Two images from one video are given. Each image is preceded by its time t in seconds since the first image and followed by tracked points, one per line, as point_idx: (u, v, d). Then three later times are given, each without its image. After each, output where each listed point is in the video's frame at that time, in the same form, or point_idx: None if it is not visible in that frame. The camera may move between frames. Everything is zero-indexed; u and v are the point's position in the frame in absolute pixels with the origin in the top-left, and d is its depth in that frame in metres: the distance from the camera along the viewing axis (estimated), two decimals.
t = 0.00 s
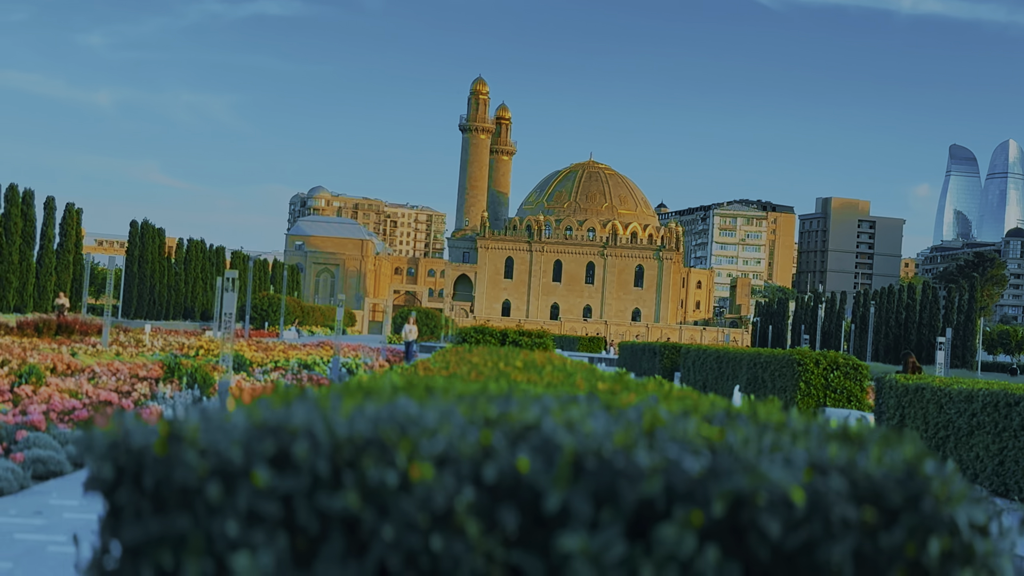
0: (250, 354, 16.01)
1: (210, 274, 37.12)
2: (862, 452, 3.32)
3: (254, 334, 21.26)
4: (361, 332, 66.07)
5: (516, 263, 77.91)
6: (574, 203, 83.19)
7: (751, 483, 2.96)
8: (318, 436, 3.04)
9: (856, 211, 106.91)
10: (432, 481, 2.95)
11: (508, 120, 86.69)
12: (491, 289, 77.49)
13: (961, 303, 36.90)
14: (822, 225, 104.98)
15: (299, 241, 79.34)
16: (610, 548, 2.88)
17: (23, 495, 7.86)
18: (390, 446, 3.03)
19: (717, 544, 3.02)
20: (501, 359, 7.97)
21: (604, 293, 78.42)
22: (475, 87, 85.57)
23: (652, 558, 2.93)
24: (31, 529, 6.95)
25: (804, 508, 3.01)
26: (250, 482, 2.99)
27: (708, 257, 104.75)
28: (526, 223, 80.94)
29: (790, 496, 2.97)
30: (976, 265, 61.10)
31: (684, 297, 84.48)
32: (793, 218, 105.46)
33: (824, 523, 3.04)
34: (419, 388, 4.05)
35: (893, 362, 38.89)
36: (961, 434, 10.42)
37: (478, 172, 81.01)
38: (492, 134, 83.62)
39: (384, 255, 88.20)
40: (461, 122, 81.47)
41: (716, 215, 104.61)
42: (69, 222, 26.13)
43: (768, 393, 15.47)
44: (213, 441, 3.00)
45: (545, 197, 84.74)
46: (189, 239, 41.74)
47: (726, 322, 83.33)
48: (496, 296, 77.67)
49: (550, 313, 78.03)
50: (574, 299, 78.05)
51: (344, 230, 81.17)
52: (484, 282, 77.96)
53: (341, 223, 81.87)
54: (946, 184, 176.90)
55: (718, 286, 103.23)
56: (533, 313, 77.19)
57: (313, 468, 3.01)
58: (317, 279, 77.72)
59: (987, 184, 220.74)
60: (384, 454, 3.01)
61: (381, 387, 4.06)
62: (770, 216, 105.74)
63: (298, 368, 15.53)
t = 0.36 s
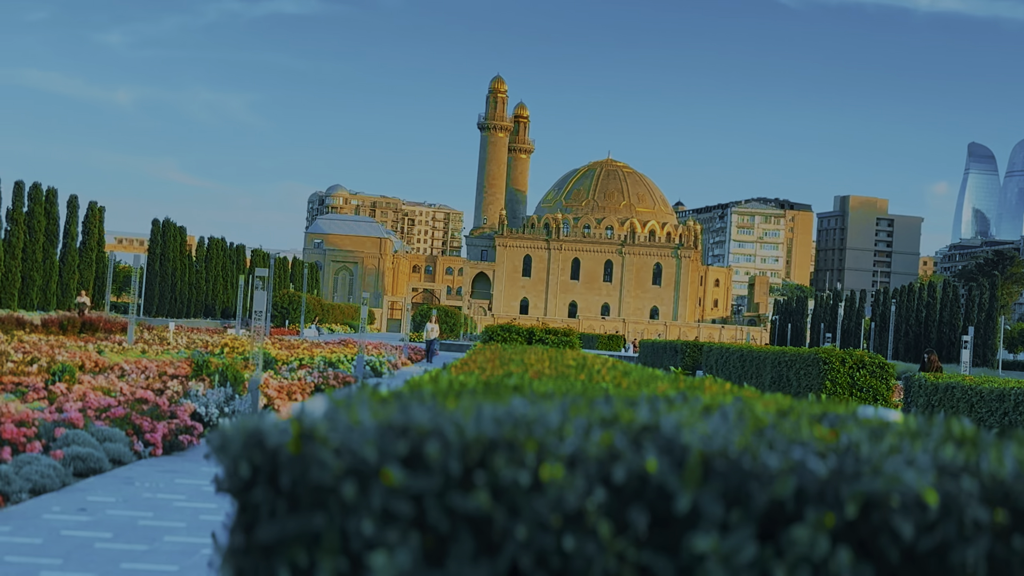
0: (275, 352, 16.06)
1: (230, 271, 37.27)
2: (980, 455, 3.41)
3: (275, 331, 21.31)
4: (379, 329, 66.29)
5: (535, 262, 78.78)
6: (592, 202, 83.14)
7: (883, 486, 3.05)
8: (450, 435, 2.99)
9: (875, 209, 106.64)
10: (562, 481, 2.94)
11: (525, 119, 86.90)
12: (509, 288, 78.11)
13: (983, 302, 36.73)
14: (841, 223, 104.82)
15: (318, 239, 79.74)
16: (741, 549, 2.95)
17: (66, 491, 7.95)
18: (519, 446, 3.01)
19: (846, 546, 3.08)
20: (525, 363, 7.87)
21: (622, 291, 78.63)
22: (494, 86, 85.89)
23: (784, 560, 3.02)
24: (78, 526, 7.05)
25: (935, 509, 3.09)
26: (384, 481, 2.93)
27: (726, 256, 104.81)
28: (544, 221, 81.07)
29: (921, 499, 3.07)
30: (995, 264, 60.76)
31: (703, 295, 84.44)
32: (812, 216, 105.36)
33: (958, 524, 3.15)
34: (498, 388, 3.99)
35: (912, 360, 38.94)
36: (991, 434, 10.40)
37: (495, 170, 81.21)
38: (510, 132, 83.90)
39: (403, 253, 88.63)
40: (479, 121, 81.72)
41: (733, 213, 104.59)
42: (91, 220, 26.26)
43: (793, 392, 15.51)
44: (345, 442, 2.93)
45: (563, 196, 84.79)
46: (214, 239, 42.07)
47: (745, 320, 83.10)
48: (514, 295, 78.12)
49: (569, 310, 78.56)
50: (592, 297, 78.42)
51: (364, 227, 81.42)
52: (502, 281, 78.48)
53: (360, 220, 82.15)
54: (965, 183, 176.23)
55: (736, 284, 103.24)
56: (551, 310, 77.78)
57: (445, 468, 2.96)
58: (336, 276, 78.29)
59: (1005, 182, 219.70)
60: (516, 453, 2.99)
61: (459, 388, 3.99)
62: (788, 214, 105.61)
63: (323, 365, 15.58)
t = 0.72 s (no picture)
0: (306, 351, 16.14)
1: (258, 269, 37.61)
2: None
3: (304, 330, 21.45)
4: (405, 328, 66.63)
5: (558, 260, 78.86)
6: (615, 201, 83.41)
7: None
8: (596, 446, 2.92)
9: (898, 207, 106.48)
10: (712, 492, 2.86)
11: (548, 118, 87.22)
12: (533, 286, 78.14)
13: (1010, 301, 36.72)
14: (864, 221, 104.79)
15: (343, 237, 80.27)
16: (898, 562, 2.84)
17: (119, 489, 8.06)
18: (665, 456, 2.94)
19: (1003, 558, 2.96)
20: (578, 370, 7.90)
21: (646, 289, 78.78)
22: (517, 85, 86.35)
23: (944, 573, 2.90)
24: (134, 524, 7.15)
25: None
26: (535, 491, 2.85)
27: (749, 254, 104.87)
28: (568, 220, 81.26)
29: None
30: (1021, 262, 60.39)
31: (726, 293, 84.31)
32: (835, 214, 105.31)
33: None
34: (599, 393, 3.92)
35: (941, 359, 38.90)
36: None
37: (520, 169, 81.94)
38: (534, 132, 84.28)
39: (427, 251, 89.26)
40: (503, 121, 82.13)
41: (756, 211, 104.60)
42: (122, 220, 26.52)
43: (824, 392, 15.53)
44: (495, 453, 2.85)
45: (586, 195, 85.13)
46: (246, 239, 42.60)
47: (769, 317, 82.85)
48: (538, 294, 78.21)
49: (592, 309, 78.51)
50: (615, 296, 78.54)
51: (389, 227, 81.96)
52: (526, 279, 78.76)
53: (385, 220, 82.69)
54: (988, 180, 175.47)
55: (759, 283, 103.26)
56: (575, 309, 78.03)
57: (594, 479, 2.89)
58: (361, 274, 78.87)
59: None
60: (663, 464, 2.92)
61: (559, 391, 3.92)
62: (811, 212, 105.55)
63: (355, 364, 15.68)
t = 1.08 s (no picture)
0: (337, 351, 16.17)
1: (285, 269, 37.85)
2: None
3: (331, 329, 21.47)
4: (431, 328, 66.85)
5: (583, 260, 79.20)
6: (640, 200, 83.82)
7: None
8: (736, 450, 2.91)
9: (924, 206, 105.89)
10: (857, 497, 2.91)
11: (573, 117, 87.46)
12: (558, 286, 78.39)
13: None
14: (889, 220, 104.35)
15: (367, 237, 80.77)
16: None
17: (166, 489, 8.09)
18: (803, 460, 2.94)
19: None
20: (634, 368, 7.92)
21: (670, 289, 78.87)
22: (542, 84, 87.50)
23: None
24: (186, 524, 7.18)
25: None
26: (676, 494, 2.85)
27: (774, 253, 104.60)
28: (593, 220, 81.61)
29: None
30: None
31: (751, 292, 84.04)
32: (860, 213, 104.89)
33: None
34: (688, 395, 3.90)
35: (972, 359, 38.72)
36: None
37: (546, 168, 82.51)
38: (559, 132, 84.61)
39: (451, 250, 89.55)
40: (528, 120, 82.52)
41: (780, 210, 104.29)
42: (150, 220, 26.65)
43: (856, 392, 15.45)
44: (637, 457, 2.83)
45: (611, 194, 85.56)
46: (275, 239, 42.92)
47: (793, 316, 82.50)
48: (563, 293, 78.53)
49: (617, 308, 78.72)
50: (641, 295, 78.77)
51: (414, 226, 82.42)
52: (551, 278, 78.84)
53: (408, 219, 83.11)
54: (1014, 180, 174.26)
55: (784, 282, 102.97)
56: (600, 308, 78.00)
57: (737, 482, 2.89)
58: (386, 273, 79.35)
59: None
60: (803, 468, 2.93)
61: (647, 395, 3.90)
62: (836, 211, 105.17)
63: (388, 364, 15.69)
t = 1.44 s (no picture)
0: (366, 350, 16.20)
1: (309, 269, 38.02)
2: None
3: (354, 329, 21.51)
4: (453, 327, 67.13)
5: (605, 259, 79.39)
6: (662, 199, 84.44)
7: None
8: (871, 451, 2.96)
9: (948, 205, 105.47)
10: (996, 499, 3.00)
11: (595, 117, 87.77)
12: (581, 285, 78.58)
13: None
14: (913, 219, 104.07)
15: (390, 237, 81.19)
16: None
17: (209, 488, 8.11)
18: (936, 462, 3.03)
19: None
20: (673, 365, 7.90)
21: (693, 289, 79.04)
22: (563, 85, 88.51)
23: None
24: (231, 523, 7.20)
25: None
26: (809, 495, 2.88)
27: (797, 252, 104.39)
28: (616, 219, 82.08)
29: None
30: None
31: (773, 292, 83.82)
32: (883, 212, 104.58)
33: None
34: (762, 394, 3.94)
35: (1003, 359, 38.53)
36: None
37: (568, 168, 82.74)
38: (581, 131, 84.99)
39: (472, 251, 89.80)
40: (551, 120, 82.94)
41: (803, 210, 104.07)
42: (177, 221, 26.78)
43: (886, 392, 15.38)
44: (779, 458, 2.85)
45: (634, 194, 86.24)
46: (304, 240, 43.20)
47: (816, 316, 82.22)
48: (586, 293, 78.71)
49: (640, 308, 78.90)
50: (663, 295, 78.75)
51: (435, 226, 82.79)
52: (574, 278, 79.06)
53: (430, 219, 83.47)
54: None
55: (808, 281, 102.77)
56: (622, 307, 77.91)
57: (872, 484, 2.95)
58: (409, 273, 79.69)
59: None
60: (938, 471, 3.01)
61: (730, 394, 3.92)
62: (859, 211, 104.87)
63: (417, 363, 15.70)
